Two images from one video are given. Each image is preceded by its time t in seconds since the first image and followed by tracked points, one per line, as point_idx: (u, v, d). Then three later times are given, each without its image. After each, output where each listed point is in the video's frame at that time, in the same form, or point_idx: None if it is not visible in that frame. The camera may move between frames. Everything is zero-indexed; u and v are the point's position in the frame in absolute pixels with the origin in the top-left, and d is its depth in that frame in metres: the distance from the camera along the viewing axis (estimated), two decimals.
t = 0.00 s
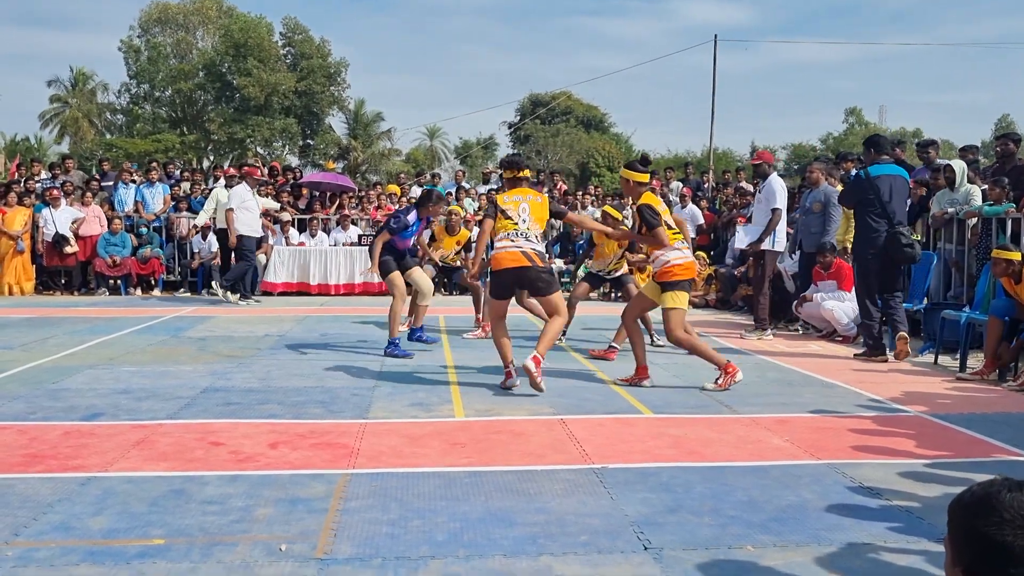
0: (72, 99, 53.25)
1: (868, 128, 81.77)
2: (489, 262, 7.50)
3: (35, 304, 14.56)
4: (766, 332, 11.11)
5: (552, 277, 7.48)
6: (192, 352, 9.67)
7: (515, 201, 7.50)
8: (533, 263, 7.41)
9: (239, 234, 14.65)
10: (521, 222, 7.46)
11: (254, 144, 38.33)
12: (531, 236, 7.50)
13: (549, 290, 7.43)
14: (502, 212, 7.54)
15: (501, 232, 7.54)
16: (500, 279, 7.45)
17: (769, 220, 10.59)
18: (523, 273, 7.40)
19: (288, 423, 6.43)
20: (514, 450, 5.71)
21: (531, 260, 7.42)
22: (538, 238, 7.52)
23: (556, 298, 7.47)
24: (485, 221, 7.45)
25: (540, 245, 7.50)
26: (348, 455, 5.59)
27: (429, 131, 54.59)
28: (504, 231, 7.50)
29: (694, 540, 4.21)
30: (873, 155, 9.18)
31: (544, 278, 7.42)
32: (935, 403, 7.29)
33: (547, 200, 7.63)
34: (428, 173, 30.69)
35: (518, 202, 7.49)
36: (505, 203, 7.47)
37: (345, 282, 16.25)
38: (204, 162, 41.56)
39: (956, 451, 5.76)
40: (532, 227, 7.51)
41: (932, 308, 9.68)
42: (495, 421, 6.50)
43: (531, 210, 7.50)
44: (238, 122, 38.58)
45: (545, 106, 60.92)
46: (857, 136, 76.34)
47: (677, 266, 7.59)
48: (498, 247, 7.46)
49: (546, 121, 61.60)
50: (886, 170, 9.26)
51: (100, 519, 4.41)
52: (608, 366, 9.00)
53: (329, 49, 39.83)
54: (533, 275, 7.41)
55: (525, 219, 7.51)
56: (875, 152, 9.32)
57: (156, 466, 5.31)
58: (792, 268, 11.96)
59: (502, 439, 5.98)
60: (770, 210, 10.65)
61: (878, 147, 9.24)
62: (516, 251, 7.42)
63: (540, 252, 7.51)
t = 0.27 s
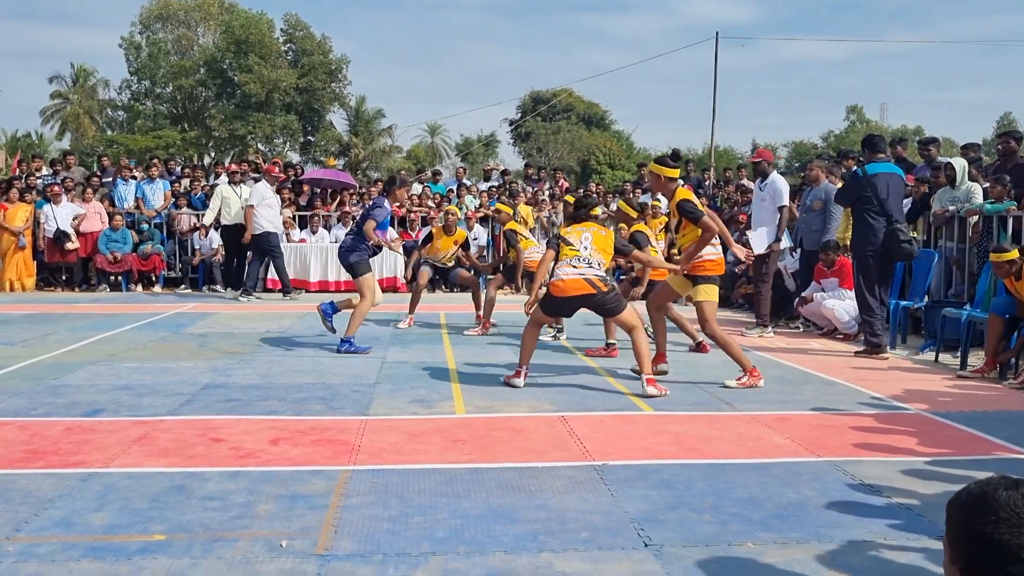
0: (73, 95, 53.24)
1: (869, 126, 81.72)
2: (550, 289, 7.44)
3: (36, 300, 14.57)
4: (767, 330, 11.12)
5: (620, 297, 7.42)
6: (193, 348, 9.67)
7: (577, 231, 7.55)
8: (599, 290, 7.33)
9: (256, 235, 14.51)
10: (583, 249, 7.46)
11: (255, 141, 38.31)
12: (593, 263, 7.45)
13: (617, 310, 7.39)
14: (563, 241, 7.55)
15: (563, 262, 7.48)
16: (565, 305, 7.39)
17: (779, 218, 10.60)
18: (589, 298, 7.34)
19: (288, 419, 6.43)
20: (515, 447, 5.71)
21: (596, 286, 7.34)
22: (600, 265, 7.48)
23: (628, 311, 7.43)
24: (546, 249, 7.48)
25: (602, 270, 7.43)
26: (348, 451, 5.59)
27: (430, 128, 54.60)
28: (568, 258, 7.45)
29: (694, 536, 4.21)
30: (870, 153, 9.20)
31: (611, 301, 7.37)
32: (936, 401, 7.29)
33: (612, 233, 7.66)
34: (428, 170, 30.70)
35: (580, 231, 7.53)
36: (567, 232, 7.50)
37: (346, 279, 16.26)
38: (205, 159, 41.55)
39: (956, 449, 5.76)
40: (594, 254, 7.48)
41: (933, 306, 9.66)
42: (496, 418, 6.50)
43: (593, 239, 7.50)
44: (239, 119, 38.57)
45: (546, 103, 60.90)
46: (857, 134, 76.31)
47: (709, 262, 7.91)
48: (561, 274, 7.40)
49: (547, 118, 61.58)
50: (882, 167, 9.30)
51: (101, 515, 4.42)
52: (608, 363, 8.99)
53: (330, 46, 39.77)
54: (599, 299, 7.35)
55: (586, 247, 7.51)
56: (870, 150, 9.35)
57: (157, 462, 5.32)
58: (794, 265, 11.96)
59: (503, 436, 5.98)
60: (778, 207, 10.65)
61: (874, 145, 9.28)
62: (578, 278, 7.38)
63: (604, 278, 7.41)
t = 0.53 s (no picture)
0: (74, 92, 53.24)
1: (870, 125, 81.68)
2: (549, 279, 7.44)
3: (37, 297, 14.58)
4: (771, 328, 11.13)
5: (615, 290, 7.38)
6: (193, 345, 9.67)
7: (578, 220, 7.50)
8: (594, 283, 7.31)
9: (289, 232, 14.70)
10: (583, 241, 7.42)
11: (256, 139, 38.31)
12: (591, 255, 7.42)
13: (613, 305, 7.33)
14: (564, 230, 7.51)
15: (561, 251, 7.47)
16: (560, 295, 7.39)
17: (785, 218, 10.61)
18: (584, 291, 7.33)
19: (289, 417, 6.43)
20: (515, 445, 5.71)
21: (591, 278, 7.32)
22: (597, 257, 7.45)
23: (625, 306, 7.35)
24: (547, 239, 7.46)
25: (599, 263, 7.39)
26: (348, 449, 5.59)
27: (431, 126, 54.59)
28: (566, 249, 7.42)
29: (694, 535, 4.21)
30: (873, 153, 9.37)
31: (606, 295, 7.33)
32: (936, 400, 7.29)
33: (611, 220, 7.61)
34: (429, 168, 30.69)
35: (580, 221, 7.48)
36: (566, 222, 7.45)
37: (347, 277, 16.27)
38: (206, 156, 41.56)
39: (957, 448, 5.76)
40: (593, 246, 7.45)
41: (933, 305, 9.65)
42: (497, 416, 6.50)
43: (593, 230, 7.47)
44: (240, 116, 38.58)
45: (547, 102, 60.85)
46: (858, 133, 76.26)
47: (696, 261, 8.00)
48: (559, 265, 7.39)
49: (548, 117, 61.55)
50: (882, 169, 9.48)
51: (102, 511, 4.42)
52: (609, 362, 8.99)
53: (331, 44, 39.74)
54: (594, 292, 7.33)
55: (586, 238, 7.47)
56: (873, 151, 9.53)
57: (157, 459, 5.32)
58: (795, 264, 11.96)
59: (503, 434, 5.98)
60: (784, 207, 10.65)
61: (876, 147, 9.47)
62: (577, 270, 7.36)
63: (600, 271, 7.39)
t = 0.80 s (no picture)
0: (74, 91, 53.22)
1: (870, 125, 81.68)
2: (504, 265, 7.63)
3: (36, 296, 14.57)
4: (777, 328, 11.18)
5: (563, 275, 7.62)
6: (192, 345, 9.67)
7: (527, 204, 7.73)
8: (545, 265, 7.54)
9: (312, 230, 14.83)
10: (534, 226, 7.65)
11: (256, 138, 38.30)
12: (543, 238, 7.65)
13: (561, 289, 7.56)
14: (514, 216, 7.75)
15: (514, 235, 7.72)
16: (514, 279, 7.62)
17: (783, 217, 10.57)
18: (534, 274, 7.53)
19: (288, 417, 6.43)
20: (514, 445, 5.71)
21: (544, 261, 7.55)
22: (549, 240, 7.67)
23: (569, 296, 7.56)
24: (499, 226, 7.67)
25: (551, 247, 7.61)
26: (347, 449, 5.59)
27: (430, 126, 54.59)
28: (519, 234, 7.66)
29: (692, 535, 4.21)
30: (874, 152, 9.53)
31: (555, 278, 7.55)
32: (935, 401, 7.28)
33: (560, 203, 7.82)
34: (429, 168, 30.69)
35: (529, 205, 7.72)
36: (517, 206, 7.68)
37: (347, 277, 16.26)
38: (206, 156, 41.54)
39: (956, 449, 5.77)
40: (544, 229, 7.67)
41: (932, 305, 9.65)
42: (496, 416, 6.50)
43: (542, 213, 7.71)
44: (239, 116, 38.57)
45: (547, 101, 60.85)
46: (857, 133, 76.27)
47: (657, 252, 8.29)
48: (514, 250, 7.60)
49: (548, 117, 61.54)
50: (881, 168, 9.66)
51: (100, 511, 4.42)
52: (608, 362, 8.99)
53: (331, 43, 39.71)
54: (547, 274, 7.54)
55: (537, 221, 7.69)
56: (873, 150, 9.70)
57: (155, 459, 5.32)
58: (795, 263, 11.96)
59: (502, 434, 5.98)
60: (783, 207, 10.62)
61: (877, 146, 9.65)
62: (529, 253, 7.59)
63: (552, 254, 7.62)
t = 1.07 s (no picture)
0: (73, 92, 53.24)
1: (870, 126, 81.69)
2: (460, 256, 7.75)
3: (35, 298, 14.57)
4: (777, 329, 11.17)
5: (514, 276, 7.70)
6: (192, 347, 9.67)
7: (490, 198, 7.72)
8: (497, 266, 7.61)
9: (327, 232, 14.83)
10: (494, 221, 7.65)
11: (255, 139, 38.30)
12: (501, 236, 7.66)
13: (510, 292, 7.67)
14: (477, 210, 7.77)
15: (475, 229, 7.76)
16: (467, 272, 7.72)
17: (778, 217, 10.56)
18: (487, 273, 7.62)
19: (287, 418, 6.43)
20: (513, 446, 5.71)
21: (497, 261, 7.61)
22: (507, 238, 7.67)
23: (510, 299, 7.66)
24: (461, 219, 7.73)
25: (507, 247, 7.65)
26: (347, 450, 5.59)
27: (430, 127, 54.62)
28: (478, 229, 7.71)
29: (692, 537, 4.21)
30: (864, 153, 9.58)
31: (505, 280, 7.64)
32: (934, 402, 7.29)
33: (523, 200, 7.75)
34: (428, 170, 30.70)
35: (492, 199, 7.69)
36: (479, 200, 7.67)
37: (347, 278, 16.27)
38: (205, 157, 41.55)
39: (954, 450, 5.77)
40: (504, 226, 7.66)
41: (931, 306, 9.66)
42: (495, 417, 6.50)
43: (503, 209, 7.66)
44: (239, 117, 38.58)
45: (546, 102, 60.85)
46: (857, 134, 76.27)
47: (594, 255, 7.94)
48: (470, 243, 7.68)
49: (547, 117, 61.54)
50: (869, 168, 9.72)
51: (99, 513, 4.42)
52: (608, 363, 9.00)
53: (330, 44, 39.70)
54: (498, 274, 7.63)
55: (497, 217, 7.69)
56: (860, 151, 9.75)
57: (155, 461, 5.32)
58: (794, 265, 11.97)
59: (501, 436, 5.98)
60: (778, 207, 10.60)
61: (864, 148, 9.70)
62: (484, 250, 7.65)
63: (507, 255, 7.65)
